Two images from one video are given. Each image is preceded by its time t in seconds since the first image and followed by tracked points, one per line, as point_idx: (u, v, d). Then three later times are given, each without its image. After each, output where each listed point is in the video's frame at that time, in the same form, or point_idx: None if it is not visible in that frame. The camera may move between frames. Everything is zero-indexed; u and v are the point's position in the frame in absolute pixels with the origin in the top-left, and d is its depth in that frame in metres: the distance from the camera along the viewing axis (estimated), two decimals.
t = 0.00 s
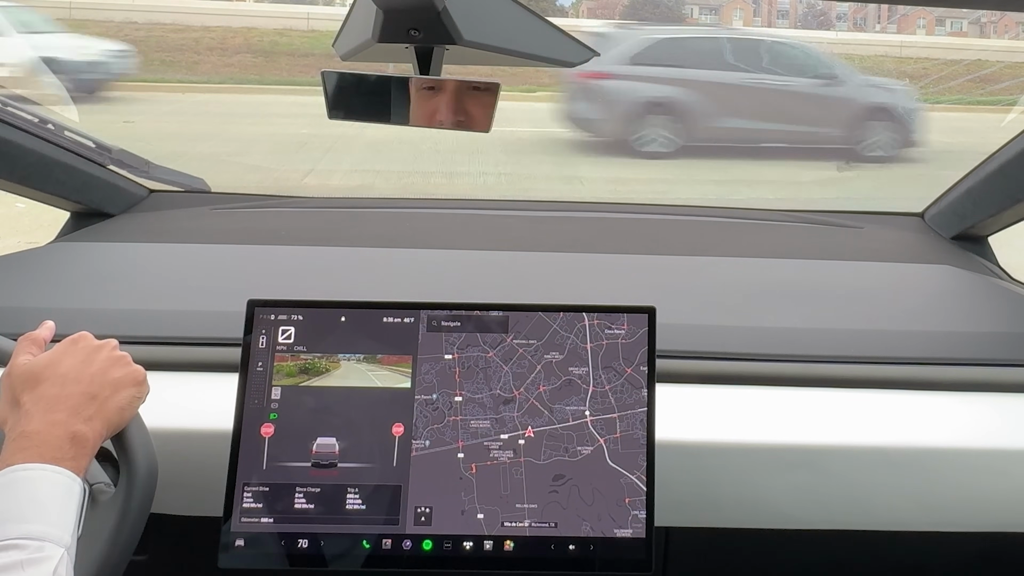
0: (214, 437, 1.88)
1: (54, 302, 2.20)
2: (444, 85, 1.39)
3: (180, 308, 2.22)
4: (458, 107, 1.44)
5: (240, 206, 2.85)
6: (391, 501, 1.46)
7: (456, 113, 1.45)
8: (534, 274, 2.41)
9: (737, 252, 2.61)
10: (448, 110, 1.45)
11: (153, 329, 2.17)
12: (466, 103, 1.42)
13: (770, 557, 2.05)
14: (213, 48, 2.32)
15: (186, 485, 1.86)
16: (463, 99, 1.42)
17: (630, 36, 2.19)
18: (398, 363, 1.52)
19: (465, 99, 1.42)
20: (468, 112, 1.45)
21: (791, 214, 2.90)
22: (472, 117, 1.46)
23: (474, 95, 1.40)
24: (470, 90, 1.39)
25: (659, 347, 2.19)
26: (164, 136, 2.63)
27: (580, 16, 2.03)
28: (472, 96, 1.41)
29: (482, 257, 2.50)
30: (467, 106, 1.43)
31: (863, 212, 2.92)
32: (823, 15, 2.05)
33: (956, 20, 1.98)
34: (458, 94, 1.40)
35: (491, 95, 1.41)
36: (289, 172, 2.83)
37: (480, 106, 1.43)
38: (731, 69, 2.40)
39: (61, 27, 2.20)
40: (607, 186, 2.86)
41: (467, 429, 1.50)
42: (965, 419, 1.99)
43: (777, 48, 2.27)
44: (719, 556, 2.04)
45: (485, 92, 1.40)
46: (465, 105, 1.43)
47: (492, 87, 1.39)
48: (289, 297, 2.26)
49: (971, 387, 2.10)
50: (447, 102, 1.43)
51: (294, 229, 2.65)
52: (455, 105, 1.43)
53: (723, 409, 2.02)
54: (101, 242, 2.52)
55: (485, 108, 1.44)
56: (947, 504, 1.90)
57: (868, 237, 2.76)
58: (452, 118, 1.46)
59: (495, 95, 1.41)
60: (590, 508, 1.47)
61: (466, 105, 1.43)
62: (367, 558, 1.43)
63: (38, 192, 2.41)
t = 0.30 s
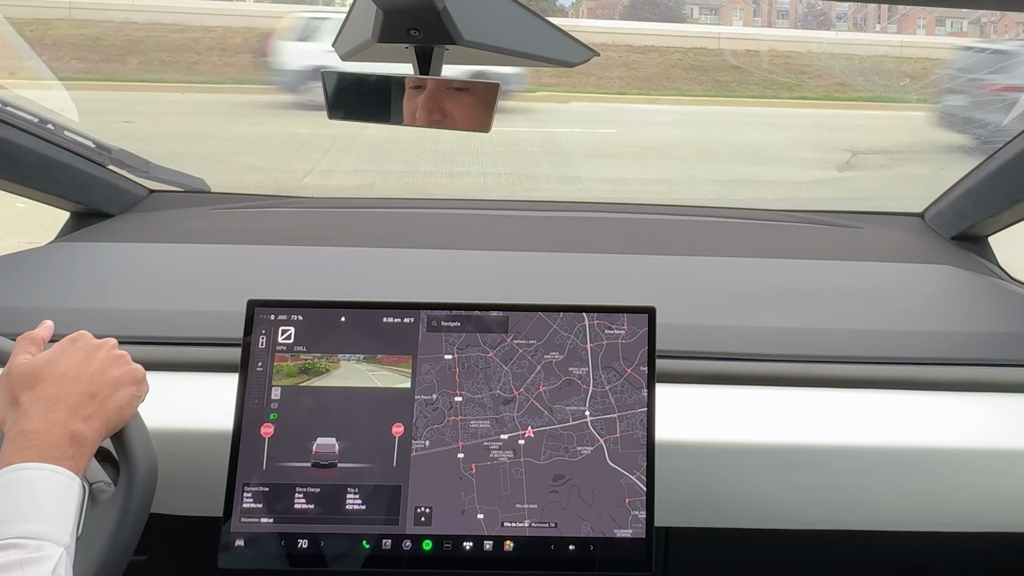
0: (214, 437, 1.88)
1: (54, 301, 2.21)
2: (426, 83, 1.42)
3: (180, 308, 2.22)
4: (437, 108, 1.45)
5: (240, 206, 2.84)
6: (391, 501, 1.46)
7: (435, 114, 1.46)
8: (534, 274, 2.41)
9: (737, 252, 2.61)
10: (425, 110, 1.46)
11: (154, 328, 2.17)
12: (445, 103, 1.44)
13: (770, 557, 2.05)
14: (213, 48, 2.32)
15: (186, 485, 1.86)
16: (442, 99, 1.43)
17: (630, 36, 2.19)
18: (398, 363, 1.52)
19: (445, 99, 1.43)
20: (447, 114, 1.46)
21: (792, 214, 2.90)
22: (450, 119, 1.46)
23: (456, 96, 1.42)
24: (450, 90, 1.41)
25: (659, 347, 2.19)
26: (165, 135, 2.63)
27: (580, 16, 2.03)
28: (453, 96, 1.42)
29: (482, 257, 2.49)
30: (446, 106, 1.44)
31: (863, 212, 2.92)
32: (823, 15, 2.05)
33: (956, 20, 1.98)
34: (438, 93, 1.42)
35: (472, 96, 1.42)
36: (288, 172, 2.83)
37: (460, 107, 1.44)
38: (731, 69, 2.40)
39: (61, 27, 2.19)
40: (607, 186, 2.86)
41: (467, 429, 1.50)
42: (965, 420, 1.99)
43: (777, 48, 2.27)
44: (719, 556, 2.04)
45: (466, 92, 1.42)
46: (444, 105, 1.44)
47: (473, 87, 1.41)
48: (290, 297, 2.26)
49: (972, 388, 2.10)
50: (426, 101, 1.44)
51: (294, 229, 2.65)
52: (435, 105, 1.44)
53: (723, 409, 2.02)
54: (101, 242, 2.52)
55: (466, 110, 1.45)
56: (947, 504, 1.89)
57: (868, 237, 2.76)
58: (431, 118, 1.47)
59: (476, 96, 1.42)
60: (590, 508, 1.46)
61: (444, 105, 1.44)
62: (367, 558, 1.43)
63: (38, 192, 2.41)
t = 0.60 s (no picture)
0: (214, 437, 1.88)
1: (54, 301, 2.21)
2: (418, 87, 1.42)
3: (180, 308, 2.22)
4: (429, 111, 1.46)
5: (240, 206, 2.84)
6: (391, 501, 1.46)
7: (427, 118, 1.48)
8: (534, 274, 2.41)
9: (737, 252, 2.60)
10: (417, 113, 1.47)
11: (154, 328, 2.17)
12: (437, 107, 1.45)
13: (770, 557, 2.04)
14: (213, 48, 2.31)
15: (186, 485, 1.86)
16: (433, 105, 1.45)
17: (629, 36, 2.20)
18: (398, 363, 1.52)
19: (437, 103, 1.44)
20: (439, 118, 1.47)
21: (792, 214, 2.90)
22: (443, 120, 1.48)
23: (450, 100, 1.44)
24: (440, 94, 1.42)
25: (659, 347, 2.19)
26: (164, 135, 2.62)
27: (580, 16, 2.03)
28: (445, 100, 1.44)
29: (481, 257, 2.49)
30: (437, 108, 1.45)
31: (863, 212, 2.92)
32: (822, 15, 2.05)
33: (956, 20, 1.98)
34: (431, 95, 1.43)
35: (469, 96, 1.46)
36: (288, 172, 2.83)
37: (451, 109, 1.46)
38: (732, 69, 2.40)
39: (61, 27, 2.18)
40: (607, 185, 2.85)
41: (467, 429, 1.50)
42: (966, 420, 1.99)
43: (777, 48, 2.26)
44: (719, 556, 2.04)
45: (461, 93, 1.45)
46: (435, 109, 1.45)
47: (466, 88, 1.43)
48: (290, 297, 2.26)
49: (971, 388, 2.10)
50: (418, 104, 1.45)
51: (294, 229, 2.65)
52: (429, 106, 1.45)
53: (723, 409, 2.02)
54: (101, 242, 2.52)
55: (458, 112, 1.47)
56: (947, 504, 1.89)
57: (868, 237, 2.76)
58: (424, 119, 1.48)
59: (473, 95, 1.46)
60: (590, 508, 1.46)
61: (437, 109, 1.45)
62: (367, 558, 1.43)
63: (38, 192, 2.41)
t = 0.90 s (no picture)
0: (214, 437, 1.88)
1: (54, 302, 2.21)
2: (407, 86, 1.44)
3: (181, 308, 2.22)
4: (410, 111, 1.49)
5: (240, 206, 2.84)
6: (391, 501, 1.46)
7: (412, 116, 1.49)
8: (534, 274, 2.41)
9: (737, 253, 2.60)
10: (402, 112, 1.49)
11: (154, 329, 2.17)
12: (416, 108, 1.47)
13: (770, 557, 2.04)
14: (213, 48, 2.31)
15: (186, 485, 1.86)
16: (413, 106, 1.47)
17: (630, 36, 2.19)
18: (398, 363, 1.52)
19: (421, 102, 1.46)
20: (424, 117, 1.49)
21: (792, 214, 2.89)
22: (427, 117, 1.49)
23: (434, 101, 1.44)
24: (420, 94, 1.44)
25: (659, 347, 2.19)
26: (164, 136, 2.62)
27: (580, 16, 2.03)
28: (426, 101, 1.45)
29: (481, 257, 2.50)
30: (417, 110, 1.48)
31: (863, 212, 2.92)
32: (823, 15, 2.05)
33: (956, 20, 1.98)
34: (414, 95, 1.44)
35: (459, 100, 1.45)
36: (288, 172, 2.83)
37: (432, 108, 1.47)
38: (733, 68, 2.40)
39: (61, 28, 2.18)
40: (607, 186, 2.85)
41: (467, 429, 1.50)
42: (966, 419, 1.99)
43: (777, 48, 2.26)
44: (719, 556, 2.04)
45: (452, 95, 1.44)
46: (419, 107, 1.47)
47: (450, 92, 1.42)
48: (290, 297, 2.26)
49: (971, 388, 2.10)
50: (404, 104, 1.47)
51: (294, 229, 2.65)
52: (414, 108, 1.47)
53: (723, 409, 2.02)
54: (102, 242, 2.52)
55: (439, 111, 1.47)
56: (947, 504, 1.89)
57: (868, 237, 2.76)
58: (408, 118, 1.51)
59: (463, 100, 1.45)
60: (590, 507, 1.46)
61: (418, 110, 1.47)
62: (367, 558, 1.43)
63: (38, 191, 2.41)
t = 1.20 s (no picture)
0: (214, 437, 1.88)
1: (54, 302, 2.21)
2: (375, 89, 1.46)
3: (181, 308, 2.22)
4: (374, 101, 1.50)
5: (240, 206, 2.84)
6: (391, 501, 1.46)
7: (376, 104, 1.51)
8: (534, 274, 2.41)
9: (738, 253, 2.60)
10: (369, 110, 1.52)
11: (154, 329, 2.17)
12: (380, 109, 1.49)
13: (769, 557, 2.04)
14: (213, 48, 2.31)
15: (186, 485, 1.86)
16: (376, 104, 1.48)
17: (630, 36, 2.19)
18: (398, 363, 1.52)
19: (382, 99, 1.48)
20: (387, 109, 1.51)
21: (792, 214, 2.89)
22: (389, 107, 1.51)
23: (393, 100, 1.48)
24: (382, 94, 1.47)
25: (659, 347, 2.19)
26: (164, 136, 2.62)
27: (580, 16, 2.03)
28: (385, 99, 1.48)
29: (481, 257, 2.49)
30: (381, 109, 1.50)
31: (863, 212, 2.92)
32: (823, 15, 2.05)
33: (956, 20, 1.98)
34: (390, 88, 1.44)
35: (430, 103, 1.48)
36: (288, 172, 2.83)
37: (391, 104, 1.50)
38: (733, 67, 2.40)
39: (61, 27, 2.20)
40: (607, 186, 2.85)
41: (467, 429, 1.50)
42: (966, 420, 1.99)
43: (777, 48, 2.26)
44: (719, 556, 2.04)
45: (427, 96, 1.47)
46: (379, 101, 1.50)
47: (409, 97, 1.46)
48: (290, 297, 2.26)
49: (971, 388, 2.10)
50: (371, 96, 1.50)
51: (294, 229, 2.65)
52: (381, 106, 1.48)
53: (723, 409, 2.02)
54: (102, 242, 2.52)
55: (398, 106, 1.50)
56: (947, 504, 1.89)
57: (868, 237, 2.76)
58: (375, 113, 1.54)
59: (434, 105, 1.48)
60: (590, 508, 1.46)
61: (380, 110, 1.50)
62: (367, 558, 1.43)
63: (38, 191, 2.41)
